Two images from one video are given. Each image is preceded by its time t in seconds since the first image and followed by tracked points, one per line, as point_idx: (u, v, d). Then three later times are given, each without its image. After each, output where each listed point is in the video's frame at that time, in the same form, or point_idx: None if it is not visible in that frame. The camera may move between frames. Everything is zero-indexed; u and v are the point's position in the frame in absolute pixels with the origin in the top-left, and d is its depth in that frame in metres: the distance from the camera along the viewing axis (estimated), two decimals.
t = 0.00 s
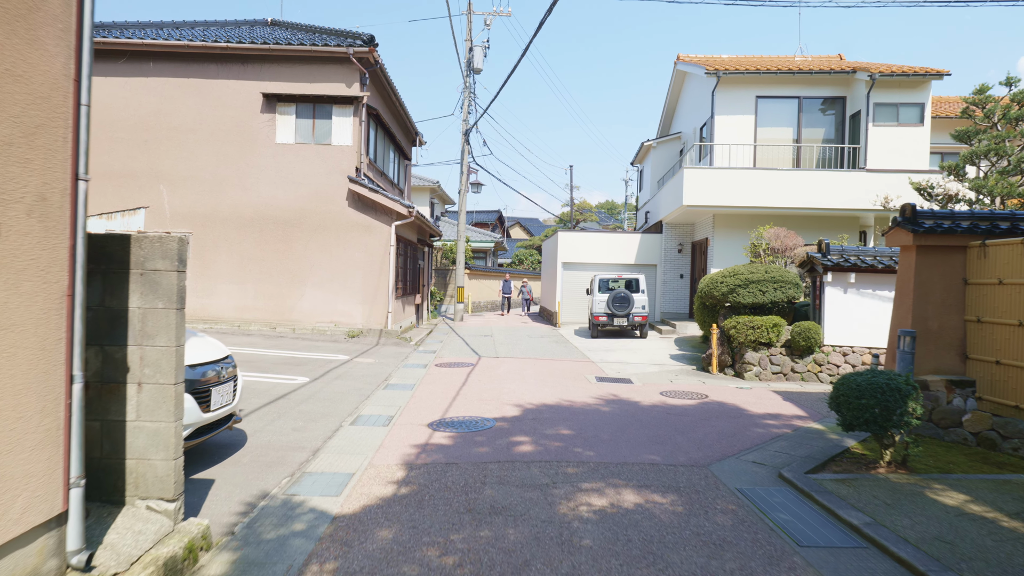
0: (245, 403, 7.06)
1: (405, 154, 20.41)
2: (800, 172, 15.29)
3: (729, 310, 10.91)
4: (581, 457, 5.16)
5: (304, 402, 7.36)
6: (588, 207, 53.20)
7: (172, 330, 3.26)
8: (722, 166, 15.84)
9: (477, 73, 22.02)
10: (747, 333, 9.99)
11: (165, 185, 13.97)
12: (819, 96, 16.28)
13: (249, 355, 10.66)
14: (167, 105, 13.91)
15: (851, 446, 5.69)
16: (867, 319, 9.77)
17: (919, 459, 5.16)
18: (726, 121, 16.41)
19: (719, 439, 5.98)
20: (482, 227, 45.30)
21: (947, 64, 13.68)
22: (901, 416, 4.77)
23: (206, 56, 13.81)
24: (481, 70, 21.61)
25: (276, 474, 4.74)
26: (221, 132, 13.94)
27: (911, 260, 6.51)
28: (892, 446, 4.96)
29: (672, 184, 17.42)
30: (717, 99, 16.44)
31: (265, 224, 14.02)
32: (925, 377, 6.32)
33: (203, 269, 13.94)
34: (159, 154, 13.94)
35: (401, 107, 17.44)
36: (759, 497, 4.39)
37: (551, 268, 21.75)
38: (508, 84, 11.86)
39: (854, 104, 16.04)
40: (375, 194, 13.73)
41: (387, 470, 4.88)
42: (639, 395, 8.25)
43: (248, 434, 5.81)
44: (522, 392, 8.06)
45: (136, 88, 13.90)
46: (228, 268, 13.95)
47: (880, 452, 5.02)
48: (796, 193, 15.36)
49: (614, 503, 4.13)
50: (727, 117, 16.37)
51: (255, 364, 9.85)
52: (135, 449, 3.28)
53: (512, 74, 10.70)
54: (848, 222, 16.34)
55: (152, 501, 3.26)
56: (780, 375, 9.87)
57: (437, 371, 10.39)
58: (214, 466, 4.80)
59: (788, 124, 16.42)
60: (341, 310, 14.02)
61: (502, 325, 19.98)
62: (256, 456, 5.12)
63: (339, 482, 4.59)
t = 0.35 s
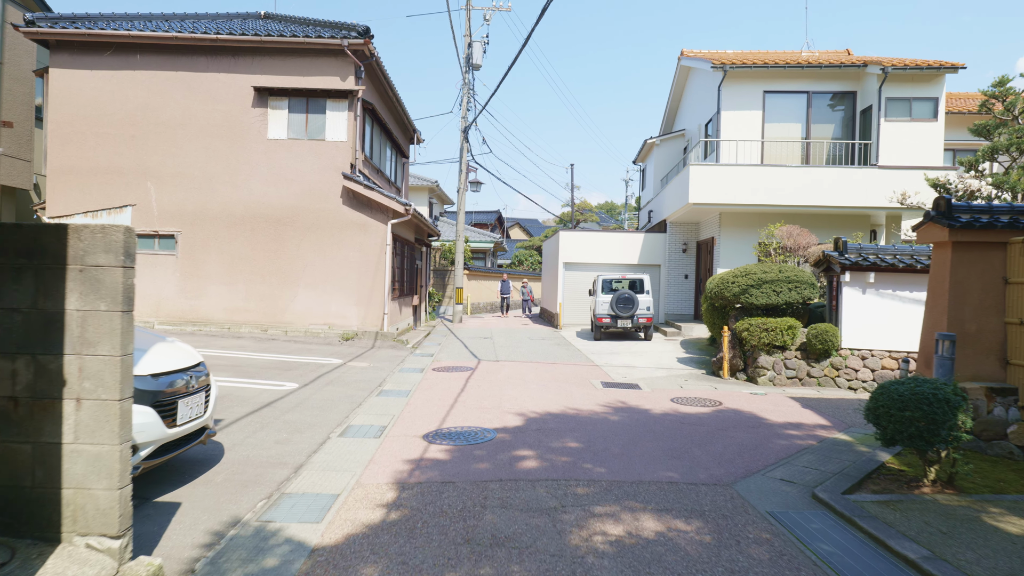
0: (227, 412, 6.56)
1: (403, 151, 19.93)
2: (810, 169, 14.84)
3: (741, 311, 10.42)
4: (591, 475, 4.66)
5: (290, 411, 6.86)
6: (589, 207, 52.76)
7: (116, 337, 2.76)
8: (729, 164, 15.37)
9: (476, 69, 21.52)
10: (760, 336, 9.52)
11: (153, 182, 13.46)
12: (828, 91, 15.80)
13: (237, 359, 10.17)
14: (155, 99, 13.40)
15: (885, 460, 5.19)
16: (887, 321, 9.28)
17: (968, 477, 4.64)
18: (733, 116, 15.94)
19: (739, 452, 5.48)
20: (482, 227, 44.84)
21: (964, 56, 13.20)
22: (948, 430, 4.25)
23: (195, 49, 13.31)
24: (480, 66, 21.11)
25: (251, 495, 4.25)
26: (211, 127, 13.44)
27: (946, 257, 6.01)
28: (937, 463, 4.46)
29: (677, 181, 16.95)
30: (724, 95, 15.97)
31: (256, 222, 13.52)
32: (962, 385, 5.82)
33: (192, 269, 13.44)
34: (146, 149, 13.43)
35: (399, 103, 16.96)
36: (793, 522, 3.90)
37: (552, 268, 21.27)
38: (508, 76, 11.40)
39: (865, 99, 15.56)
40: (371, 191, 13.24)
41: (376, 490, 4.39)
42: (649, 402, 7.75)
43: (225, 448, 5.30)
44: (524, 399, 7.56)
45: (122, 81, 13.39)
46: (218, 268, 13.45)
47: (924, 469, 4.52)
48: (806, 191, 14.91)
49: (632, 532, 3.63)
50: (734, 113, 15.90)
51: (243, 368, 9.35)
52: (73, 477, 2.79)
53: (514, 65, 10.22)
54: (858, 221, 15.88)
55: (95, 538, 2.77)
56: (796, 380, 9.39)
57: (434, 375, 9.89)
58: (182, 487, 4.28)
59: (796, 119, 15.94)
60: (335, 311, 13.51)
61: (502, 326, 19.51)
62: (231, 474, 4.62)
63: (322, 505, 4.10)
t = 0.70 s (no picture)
0: (206, 427, 6.09)
1: (400, 150, 19.47)
2: (819, 167, 14.42)
3: (752, 315, 9.96)
4: (600, 503, 4.19)
5: (274, 425, 6.39)
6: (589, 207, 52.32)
7: (36, 360, 2.38)
8: (735, 161, 14.93)
9: (474, 66, 21.06)
10: (772, 341, 9.05)
11: (139, 181, 12.99)
12: (837, 86, 15.35)
13: (224, 365, 9.71)
14: (141, 95, 12.93)
15: (922, 483, 4.72)
16: (906, 325, 8.82)
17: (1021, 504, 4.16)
18: (739, 113, 15.49)
19: (761, 473, 5.02)
20: (481, 228, 44.41)
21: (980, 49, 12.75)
22: (1003, 454, 3.77)
23: (183, 43, 12.85)
24: (478, 62, 20.65)
25: (220, 530, 3.78)
26: (199, 124, 12.97)
27: (982, 259, 5.55)
28: (988, 490, 3.98)
29: (682, 180, 16.49)
30: (730, 91, 15.52)
31: (246, 223, 13.04)
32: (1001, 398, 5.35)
33: (180, 271, 12.97)
34: (132, 148, 12.96)
35: (395, 100, 16.49)
36: (831, 561, 3.43)
37: (553, 270, 20.82)
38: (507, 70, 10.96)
39: (876, 95, 15.11)
40: (365, 190, 12.77)
41: (360, 522, 3.92)
42: (659, 413, 7.29)
43: (198, 471, 4.82)
44: (525, 410, 7.09)
45: (108, 77, 12.93)
46: (207, 271, 12.97)
47: (972, 496, 4.05)
48: (815, 190, 14.48)
49: None
50: (740, 110, 15.45)
51: (229, 376, 8.89)
52: None
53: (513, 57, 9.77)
54: (868, 220, 15.42)
55: None
56: (811, 388, 8.92)
57: (431, 383, 9.43)
58: (142, 520, 3.81)
59: (804, 116, 15.48)
60: (329, 315, 13.03)
61: (502, 329, 19.05)
62: (201, 504, 4.15)
63: (299, 541, 3.63)
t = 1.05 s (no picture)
0: (179, 441, 5.56)
1: (398, 147, 18.96)
2: (831, 163, 13.93)
3: (767, 316, 9.43)
4: (617, 534, 3.66)
5: (255, 438, 5.86)
6: (590, 207, 51.84)
7: None
8: (744, 157, 14.43)
9: (474, 61, 20.55)
10: (790, 345, 8.53)
11: (125, 177, 12.47)
12: (849, 79, 14.84)
13: (210, 370, 9.20)
14: (127, 87, 12.41)
15: (977, 507, 4.19)
16: (933, 328, 8.29)
17: None
18: (748, 107, 14.99)
19: (794, 496, 4.49)
20: (481, 228, 43.92)
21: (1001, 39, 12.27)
22: None
23: (170, 33, 12.32)
24: (479, 57, 20.14)
25: (178, 567, 3.26)
26: (187, 118, 12.45)
27: None
28: None
29: (689, 177, 15.99)
30: (738, 84, 15.02)
31: (236, 221, 12.51)
32: None
33: (167, 271, 12.44)
34: (117, 142, 12.44)
35: (392, 94, 15.97)
36: None
37: (555, 269, 20.29)
38: (508, 60, 10.45)
39: (890, 88, 14.61)
40: (360, 187, 12.26)
41: (341, 558, 3.41)
42: (672, 423, 6.76)
43: (162, 494, 4.29)
44: (528, 420, 6.57)
45: (92, 68, 12.40)
46: (196, 271, 12.45)
47: None
48: (827, 186, 14.00)
49: None
50: (749, 104, 14.95)
51: (213, 382, 8.37)
52: None
53: (515, 45, 9.26)
54: (882, 218, 14.92)
55: None
56: (831, 395, 8.39)
57: (428, 389, 8.91)
58: (87, 558, 3.28)
59: (815, 110, 14.97)
60: (322, 316, 12.51)
61: (502, 331, 18.52)
62: (160, 535, 3.63)
63: None
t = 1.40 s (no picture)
0: (147, 456, 5.09)
1: (395, 144, 18.51)
2: (842, 159, 13.48)
3: (780, 318, 8.97)
4: (631, 570, 3.20)
5: (232, 452, 5.39)
6: (591, 207, 51.41)
7: None
8: (752, 153, 13.97)
9: (473, 57, 20.09)
10: (805, 348, 8.06)
11: (109, 174, 12.01)
12: (860, 73, 14.38)
13: (194, 375, 8.74)
14: (111, 81, 11.94)
15: None
16: (957, 330, 7.82)
17: None
18: (756, 102, 14.53)
19: (826, 520, 4.02)
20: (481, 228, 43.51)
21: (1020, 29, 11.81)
22: None
23: (157, 24, 11.86)
24: (478, 53, 19.69)
25: None
26: (174, 112, 11.98)
27: None
28: None
29: (694, 174, 15.54)
30: (745, 78, 14.57)
31: (225, 219, 12.04)
32: None
33: (154, 272, 11.98)
34: (101, 138, 11.98)
35: (389, 90, 15.53)
36: None
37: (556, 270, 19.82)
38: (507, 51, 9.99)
39: (902, 81, 14.15)
40: (353, 184, 11.79)
41: None
42: (684, 433, 6.28)
43: (118, 521, 3.83)
44: (529, 431, 6.09)
45: (76, 61, 11.94)
46: (183, 271, 11.99)
47: None
48: (838, 183, 13.55)
49: None
50: (757, 98, 14.49)
51: (195, 388, 7.90)
52: None
53: (515, 35, 8.81)
54: (894, 216, 14.45)
55: None
56: (850, 402, 7.92)
57: (422, 395, 8.44)
58: None
59: (825, 105, 14.51)
60: (314, 318, 12.04)
61: (502, 333, 18.06)
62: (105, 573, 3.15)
63: None
